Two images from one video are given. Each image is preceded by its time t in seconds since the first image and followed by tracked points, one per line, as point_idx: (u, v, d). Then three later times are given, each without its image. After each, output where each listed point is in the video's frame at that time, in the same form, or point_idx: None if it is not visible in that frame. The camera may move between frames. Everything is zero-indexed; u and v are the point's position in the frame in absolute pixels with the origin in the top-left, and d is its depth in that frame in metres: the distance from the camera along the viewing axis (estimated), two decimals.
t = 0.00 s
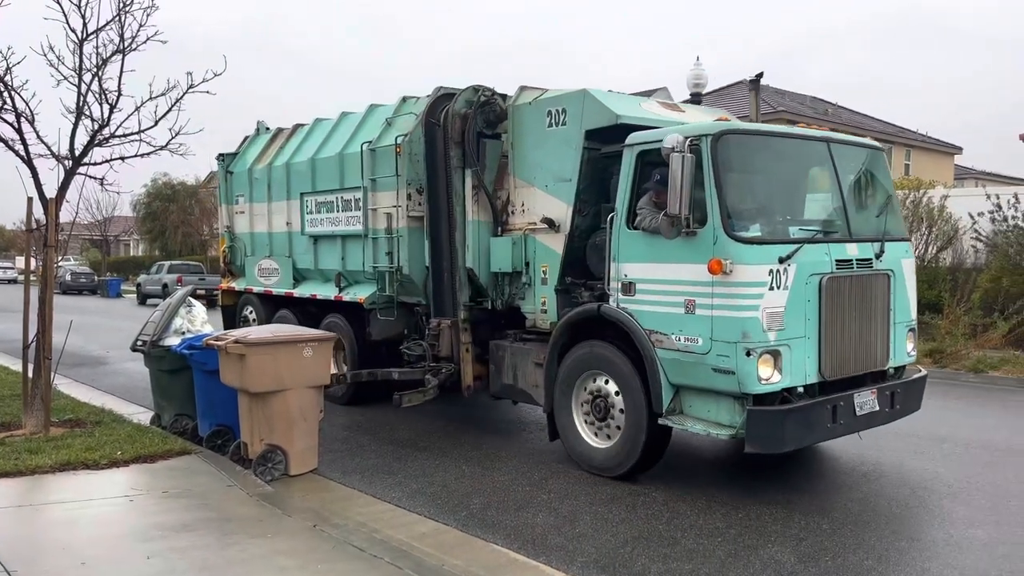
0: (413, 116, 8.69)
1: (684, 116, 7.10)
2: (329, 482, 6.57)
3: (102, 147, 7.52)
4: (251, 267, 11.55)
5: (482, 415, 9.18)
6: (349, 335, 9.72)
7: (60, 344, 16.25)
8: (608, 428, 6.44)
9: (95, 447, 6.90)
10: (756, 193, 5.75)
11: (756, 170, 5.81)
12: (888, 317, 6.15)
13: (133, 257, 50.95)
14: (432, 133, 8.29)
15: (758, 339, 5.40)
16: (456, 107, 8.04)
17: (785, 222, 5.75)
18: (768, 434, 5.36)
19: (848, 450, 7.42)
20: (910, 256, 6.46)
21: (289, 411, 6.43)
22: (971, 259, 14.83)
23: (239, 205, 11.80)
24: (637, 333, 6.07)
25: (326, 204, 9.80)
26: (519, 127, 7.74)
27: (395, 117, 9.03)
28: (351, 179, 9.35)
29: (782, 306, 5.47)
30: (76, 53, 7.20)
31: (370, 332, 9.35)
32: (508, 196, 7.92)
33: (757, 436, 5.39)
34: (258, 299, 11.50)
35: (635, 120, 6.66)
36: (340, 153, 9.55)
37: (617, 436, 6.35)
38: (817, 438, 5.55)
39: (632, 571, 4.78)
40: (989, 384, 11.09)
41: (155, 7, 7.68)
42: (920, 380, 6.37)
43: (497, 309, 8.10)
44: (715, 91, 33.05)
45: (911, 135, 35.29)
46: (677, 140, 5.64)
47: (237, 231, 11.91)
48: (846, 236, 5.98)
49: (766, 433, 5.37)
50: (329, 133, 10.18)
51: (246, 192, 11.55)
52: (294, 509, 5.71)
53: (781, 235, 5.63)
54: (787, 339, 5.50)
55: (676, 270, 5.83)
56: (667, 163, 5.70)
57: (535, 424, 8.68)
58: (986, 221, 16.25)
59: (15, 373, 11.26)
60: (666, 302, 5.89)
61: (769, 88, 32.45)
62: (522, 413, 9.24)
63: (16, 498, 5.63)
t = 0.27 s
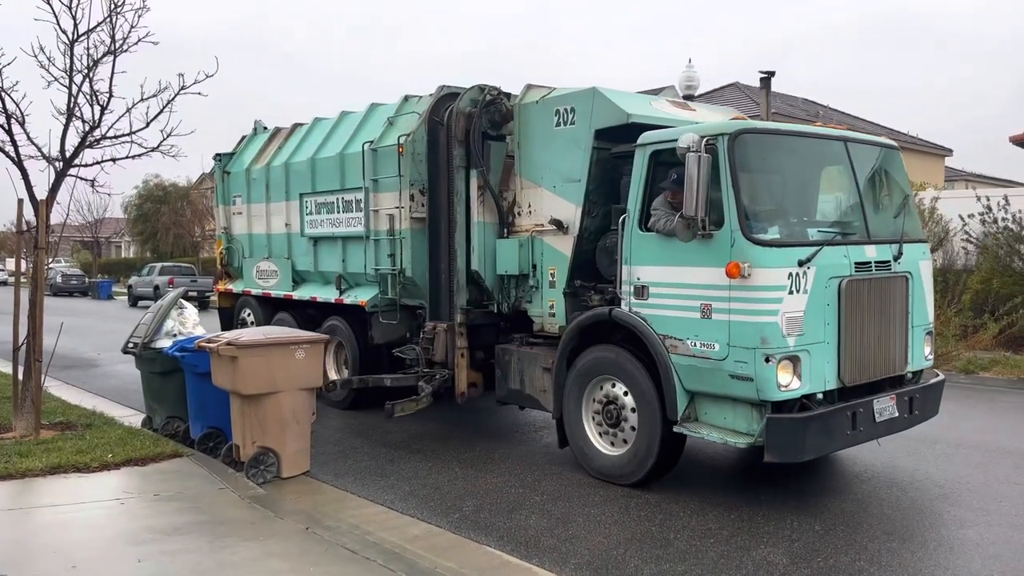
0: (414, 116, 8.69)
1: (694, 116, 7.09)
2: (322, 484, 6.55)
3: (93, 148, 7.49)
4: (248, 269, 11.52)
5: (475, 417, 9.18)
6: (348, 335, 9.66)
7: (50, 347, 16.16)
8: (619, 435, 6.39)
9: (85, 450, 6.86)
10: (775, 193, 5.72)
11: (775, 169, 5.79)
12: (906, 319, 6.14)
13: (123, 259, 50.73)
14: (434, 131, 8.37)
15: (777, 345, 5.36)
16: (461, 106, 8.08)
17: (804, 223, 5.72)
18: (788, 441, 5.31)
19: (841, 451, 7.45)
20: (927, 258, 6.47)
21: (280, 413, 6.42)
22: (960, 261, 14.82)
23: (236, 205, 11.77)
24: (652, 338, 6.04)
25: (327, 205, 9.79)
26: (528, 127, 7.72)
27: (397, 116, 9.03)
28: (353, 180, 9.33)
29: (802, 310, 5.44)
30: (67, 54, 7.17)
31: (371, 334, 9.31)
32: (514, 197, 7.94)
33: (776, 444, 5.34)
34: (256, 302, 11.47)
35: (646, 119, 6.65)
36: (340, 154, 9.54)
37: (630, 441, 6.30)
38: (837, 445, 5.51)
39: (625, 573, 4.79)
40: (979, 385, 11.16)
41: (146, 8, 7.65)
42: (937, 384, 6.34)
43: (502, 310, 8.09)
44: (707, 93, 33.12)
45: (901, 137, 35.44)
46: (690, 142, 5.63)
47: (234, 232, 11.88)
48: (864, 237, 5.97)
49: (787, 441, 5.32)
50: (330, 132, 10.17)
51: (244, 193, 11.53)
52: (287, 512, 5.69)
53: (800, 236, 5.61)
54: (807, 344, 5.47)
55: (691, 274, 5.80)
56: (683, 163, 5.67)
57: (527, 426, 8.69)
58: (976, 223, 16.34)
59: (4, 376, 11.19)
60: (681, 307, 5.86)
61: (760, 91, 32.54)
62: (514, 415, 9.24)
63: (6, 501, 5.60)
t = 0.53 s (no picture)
0: (411, 118, 8.69)
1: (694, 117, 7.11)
2: (317, 487, 6.54)
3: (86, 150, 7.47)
4: (244, 271, 11.52)
5: (470, 419, 9.18)
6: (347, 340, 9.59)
7: (43, 349, 16.10)
8: (618, 438, 6.40)
9: (79, 453, 6.83)
10: (776, 195, 5.73)
11: (777, 170, 5.81)
12: (907, 321, 6.16)
13: (117, 261, 50.58)
14: (433, 134, 8.39)
15: (779, 348, 5.36)
16: (461, 108, 8.03)
17: (806, 224, 5.73)
18: (790, 444, 5.31)
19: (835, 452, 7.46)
20: (927, 259, 6.49)
21: (276, 416, 6.40)
22: (954, 262, 15.00)
23: (232, 208, 11.76)
24: (653, 340, 6.04)
25: (323, 207, 9.79)
26: (527, 128, 7.71)
27: (394, 118, 9.04)
28: (350, 182, 9.32)
29: (804, 313, 5.45)
30: (60, 56, 7.15)
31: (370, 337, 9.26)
32: (513, 199, 7.96)
33: (777, 447, 5.34)
34: (252, 304, 11.45)
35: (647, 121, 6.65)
36: (336, 156, 9.53)
37: (629, 444, 6.31)
38: (838, 449, 5.52)
39: None
40: (973, 387, 11.19)
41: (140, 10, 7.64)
42: (939, 386, 6.35)
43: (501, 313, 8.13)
44: (701, 96, 33.20)
45: (895, 139, 35.56)
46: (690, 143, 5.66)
47: (230, 234, 11.87)
48: (865, 239, 5.98)
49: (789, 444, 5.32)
50: (326, 133, 10.16)
51: (239, 195, 11.53)
52: (281, 515, 5.68)
53: (802, 238, 5.62)
54: (809, 347, 5.48)
55: (692, 276, 5.81)
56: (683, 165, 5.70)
57: (522, 428, 8.68)
58: (969, 225, 16.41)
59: None
60: (683, 309, 5.86)
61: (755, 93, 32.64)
62: (509, 417, 9.24)
63: None
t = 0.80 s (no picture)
0: (405, 120, 8.69)
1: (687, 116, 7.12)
2: (313, 490, 6.53)
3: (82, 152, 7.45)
4: (239, 274, 11.49)
5: (466, 421, 9.18)
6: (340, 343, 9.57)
7: (38, 352, 16.05)
8: (613, 438, 6.40)
9: (74, 456, 6.82)
10: (767, 194, 5.74)
11: (767, 169, 5.82)
12: (899, 319, 6.17)
13: (113, 264, 50.46)
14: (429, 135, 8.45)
15: (772, 345, 5.37)
16: (456, 112, 8.18)
17: (798, 223, 5.74)
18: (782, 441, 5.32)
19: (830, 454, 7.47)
20: (919, 257, 6.50)
21: (271, 418, 6.39)
22: (949, 264, 14.99)
23: (227, 211, 11.75)
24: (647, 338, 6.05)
25: (318, 210, 9.79)
26: (520, 128, 7.74)
27: (388, 120, 9.03)
28: (344, 184, 9.31)
29: (795, 310, 5.46)
30: (56, 57, 7.14)
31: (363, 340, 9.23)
32: (507, 200, 7.95)
33: (770, 443, 5.36)
34: (248, 307, 11.43)
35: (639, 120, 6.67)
36: (330, 158, 9.52)
37: (623, 445, 6.31)
38: (831, 446, 5.53)
39: None
40: (969, 388, 11.21)
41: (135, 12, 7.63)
42: (931, 384, 6.37)
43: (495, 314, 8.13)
44: (697, 98, 33.23)
45: (890, 141, 35.64)
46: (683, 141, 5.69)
47: (225, 237, 11.86)
48: (857, 237, 6.00)
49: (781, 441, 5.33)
50: (321, 136, 10.16)
51: (234, 199, 11.52)
52: (277, 518, 5.67)
53: (794, 236, 5.63)
54: (801, 343, 5.49)
55: (684, 275, 5.82)
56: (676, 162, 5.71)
57: (518, 430, 8.68)
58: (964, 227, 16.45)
59: None
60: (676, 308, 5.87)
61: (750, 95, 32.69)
62: (505, 420, 9.24)
63: None
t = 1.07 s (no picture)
0: (404, 123, 8.69)
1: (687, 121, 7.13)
2: (310, 493, 6.52)
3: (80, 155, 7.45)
4: (238, 276, 11.48)
5: (463, 424, 9.17)
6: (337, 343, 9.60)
7: (36, 355, 16.03)
8: (612, 442, 6.39)
9: (71, 459, 6.81)
10: (767, 199, 5.74)
11: (767, 174, 5.82)
12: (898, 324, 6.17)
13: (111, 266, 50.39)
14: (428, 142, 8.38)
15: (771, 351, 5.37)
16: (456, 119, 8.14)
17: (797, 229, 5.74)
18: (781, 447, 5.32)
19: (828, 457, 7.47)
20: (917, 262, 6.51)
21: (269, 421, 6.38)
22: (946, 266, 14.99)
23: (225, 212, 11.73)
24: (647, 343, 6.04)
25: (317, 212, 9.78)
26: (519, 132, 7.74)
27: (387, 123, 9.03)
28: (343, 187, 9.30)
29: (795, 316, 5.46)
30: (54, 60, 7.14)
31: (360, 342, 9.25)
32: (505, 204, 7.96)
33: (769, 449, 5.35)
34: (246, 309, 11.41)
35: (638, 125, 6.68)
36: (330, 160, 9.52)
37: (622, 449, 6.31)
38: (831, 451, 5.53)
39: None
40: (967, 391, 11.21)
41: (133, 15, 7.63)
42: (930, 390, 6.37)
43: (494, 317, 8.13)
44: (695, 101, 33.28)
45: (888, 143, 35.69)
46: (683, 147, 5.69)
47: (223, 239, 11.84)
48: (856, 242, 6.00)
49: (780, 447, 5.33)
50: (320, 137, 10.15)
51: (233, 200, 11.50)
52: (275, 521, 5.66)
53: (793, 242, 5.63)
54: (800, 350, 5.49)
55: (683, 280, 5.82)
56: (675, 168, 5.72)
57: (516, 433, 8.67)
58: (962, 229, 16.47)
59: None
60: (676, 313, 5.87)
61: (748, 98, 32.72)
62: (503, 422, 9.23)
63: None
